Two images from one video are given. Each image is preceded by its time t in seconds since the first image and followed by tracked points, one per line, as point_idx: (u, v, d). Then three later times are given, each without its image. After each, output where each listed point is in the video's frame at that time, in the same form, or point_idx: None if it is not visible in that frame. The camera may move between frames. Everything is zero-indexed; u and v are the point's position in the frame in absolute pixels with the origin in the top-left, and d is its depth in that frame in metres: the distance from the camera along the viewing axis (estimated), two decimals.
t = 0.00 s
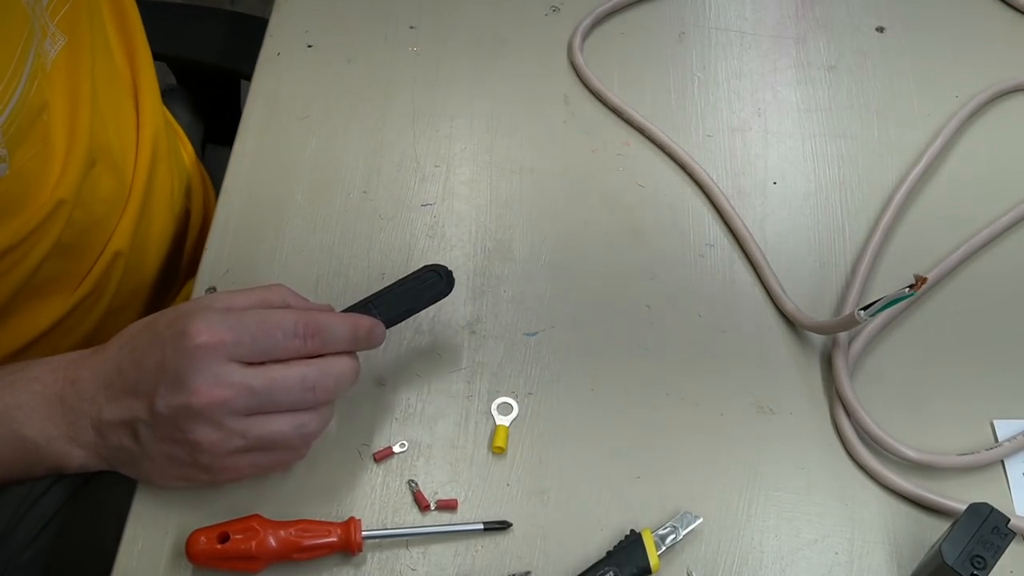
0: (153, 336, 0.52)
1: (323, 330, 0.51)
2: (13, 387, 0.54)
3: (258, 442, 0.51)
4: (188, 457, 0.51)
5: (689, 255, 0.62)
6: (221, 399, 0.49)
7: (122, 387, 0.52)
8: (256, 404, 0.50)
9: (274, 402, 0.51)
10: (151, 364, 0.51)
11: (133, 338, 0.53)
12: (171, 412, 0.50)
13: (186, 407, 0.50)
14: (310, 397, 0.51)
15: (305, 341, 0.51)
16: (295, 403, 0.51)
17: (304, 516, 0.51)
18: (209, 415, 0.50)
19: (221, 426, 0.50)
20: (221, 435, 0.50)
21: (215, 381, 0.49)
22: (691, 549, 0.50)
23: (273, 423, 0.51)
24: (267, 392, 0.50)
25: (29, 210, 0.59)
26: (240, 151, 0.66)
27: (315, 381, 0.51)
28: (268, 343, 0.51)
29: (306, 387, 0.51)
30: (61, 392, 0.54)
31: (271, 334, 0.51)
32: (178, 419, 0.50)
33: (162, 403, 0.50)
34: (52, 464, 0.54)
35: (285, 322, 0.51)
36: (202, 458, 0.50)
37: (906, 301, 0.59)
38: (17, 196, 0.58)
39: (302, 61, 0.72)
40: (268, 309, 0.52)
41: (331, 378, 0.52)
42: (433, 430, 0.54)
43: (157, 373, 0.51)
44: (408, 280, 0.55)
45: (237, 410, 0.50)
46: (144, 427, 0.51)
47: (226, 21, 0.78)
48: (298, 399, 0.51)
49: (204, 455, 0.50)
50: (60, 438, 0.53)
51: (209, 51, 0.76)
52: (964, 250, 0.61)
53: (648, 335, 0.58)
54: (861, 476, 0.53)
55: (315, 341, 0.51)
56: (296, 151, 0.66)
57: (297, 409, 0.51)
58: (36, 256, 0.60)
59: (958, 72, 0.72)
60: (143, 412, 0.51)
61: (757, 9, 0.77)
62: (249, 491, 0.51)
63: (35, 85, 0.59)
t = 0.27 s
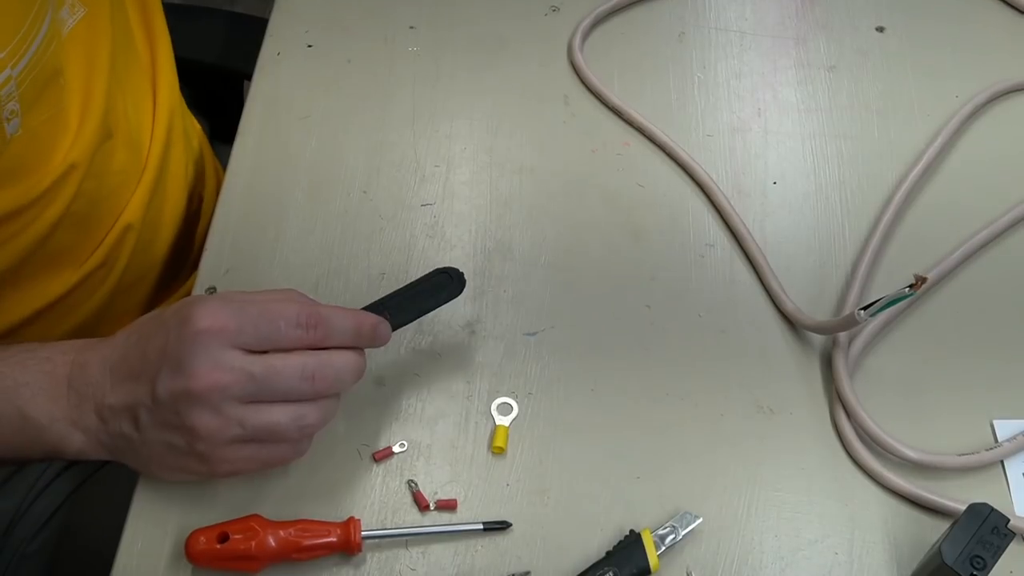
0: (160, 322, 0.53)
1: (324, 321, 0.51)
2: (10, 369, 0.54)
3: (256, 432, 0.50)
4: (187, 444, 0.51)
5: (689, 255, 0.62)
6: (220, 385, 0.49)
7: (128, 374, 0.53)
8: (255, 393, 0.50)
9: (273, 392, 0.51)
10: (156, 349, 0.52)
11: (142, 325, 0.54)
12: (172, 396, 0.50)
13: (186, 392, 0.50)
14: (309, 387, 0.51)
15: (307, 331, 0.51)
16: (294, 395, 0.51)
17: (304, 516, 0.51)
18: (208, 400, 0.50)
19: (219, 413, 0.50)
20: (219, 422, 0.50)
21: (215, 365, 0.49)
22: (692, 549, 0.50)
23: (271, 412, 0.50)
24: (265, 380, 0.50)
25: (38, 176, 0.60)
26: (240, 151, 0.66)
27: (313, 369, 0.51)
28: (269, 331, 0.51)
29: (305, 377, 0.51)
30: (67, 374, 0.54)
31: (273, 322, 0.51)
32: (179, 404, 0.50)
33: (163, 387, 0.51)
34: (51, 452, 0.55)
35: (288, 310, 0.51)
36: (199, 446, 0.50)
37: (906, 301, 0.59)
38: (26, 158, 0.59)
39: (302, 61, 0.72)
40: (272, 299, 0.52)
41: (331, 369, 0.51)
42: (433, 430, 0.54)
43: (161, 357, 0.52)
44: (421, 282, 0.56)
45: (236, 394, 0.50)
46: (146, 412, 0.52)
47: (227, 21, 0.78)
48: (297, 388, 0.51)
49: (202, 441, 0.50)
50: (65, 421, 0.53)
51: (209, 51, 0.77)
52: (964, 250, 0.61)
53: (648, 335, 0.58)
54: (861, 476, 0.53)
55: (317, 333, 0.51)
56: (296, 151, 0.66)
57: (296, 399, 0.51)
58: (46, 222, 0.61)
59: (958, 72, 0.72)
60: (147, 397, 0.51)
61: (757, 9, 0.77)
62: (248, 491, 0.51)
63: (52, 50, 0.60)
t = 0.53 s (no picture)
0: (207, 152, 0.54)
1: (361, 89, 0.55)
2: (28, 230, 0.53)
3: (332, 199, 0.55)
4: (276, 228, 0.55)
5: (689, 255, 0.62)
6: (292, 160, 0.53)
7: (193, 178, 0.54)
8: (325, 159, 0.54)
9: (339, 156, 0.54)
10: (217, 152, 0.53)
11: (186, 145, 0.55)
12: (249, 182, 0.53)
13: (261, 174, 0.52)
14: (344, 198, 0.56)
15: (348, 97, 0.54)
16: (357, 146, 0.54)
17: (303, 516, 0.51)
18: (286, 178, 0.53)
19: (298, 187, 0.53)
20: (301, 196, 0.54)
21: (283, 142, 0.53)
22: (691, 549, 0.50)
23: (342, 176, 0.55)
24: (327, 146, 0.53)
25: (49, 136, 0.59)
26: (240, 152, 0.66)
27: (370, 128, 0.54)
28: (320, 104, 0.54)
29: (362, 135, 0.54)
30: (76, 231, 0.53)
31: (320, 96, 0.54)
32: (258, 186, 0.53)
33: (237, 177, 0.53)
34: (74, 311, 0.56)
35: (328, 87, 0.54)
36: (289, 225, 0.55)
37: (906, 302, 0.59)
38: (27, 122, 0.57)
39: (301, 61, 0.72)
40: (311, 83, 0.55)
41: (382, 121, 0.55)
42: (432, 430, 0.54)
43: (224, 153, 0.53)
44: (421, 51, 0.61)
45: (293, 166, 0.53)
46: (226, 210, 0.54)
47: (227, 22, 0.79)
48: (360, 150, 0.54)
49: (293, 220, 0.55)
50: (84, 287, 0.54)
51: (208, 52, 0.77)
52: (964, 250, 0.61)
53: (648, 335, 0.58)
54: (861, 476, 0.53)
55: (354, 98, 0.54)
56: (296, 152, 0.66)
57: (332, 205, 0.56)
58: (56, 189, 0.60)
59: (958, 72, 0.72)
60: (220, 193, 0.53)
61: (757, 9, 0.77)
62: (247, 490, 0.51)
63: (53, 12, 0.59)
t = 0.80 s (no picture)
0: (240, 18, 0.64)
1: None
2: (74, 139, 0.58)
3: (360, 31, 0.66)
4: (316, 69, 0.65)
5: (689, 255, 0.62)
6: None
7: (235, 49, 0.64)
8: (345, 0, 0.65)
9: None
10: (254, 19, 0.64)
11: (217, 31, 0.65)
12: (289, 29, 0.63)
13: (301, 17, 0.63)
14: (339, 69, 0.66)
15: None
16: None
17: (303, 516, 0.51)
18: (319, 16, 0.64)
19: (332, 25, 0.65)
20: (335, 31, 0.65)
21: None
22: (692, 550, 0.50)
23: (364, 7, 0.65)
24: None
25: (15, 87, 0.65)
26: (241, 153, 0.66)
27: None
28: None
29: None
30: (132, 118, 0.60)
31: None
32: (296, 26, 0.63)
33: (280, 30, 0.63)
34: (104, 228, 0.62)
35: None
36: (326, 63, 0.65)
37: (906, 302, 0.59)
38: None
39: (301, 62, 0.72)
40: None
41: (378, 13, 0.66)
42: (432, 430, 0.54)
43: (262, 12, 0.64)
44: None
45: (321, 7, 0.64)
46: (270, 62, 0.64)
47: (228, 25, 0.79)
48: None
49: (328, 54, 0.65)
50: (112, 203, 0.60)
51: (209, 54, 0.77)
52: (964, 250, 0.61)
53: (648, 335, 0.58)
54: (861, 477, 0.53)
55: None
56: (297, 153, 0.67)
57: (327, 73, 0.66)
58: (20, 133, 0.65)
59: (958, 72, 0.72)
60: (265, 49, 0.64)
61: (757, 9, 0.77)
62: (247, 490, 0.51)
63: None
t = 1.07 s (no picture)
0: (221, 42, 0.65)
1: None
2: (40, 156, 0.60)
3: (340, 66, 0.66)
4: (292, 100, 0.65)
5: (689, 255, 0.62)
6: (304, 31, 0.64)
7: (213, 75, 0.64)
8: (326, 34, 0.65)
9: (338, 30, 0.66)
10: (234, 44, 0.64)
11: (198, 52, 0.65)
12: (267, 60, 0.64)
13: (280, 48, 0.64)
14: (317, 103, 0.66)
15: None
16: (354, 27, 0.66)
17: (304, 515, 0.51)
18: (298, 48, 0.64)
19: (311, 59, 0.65)
20: (314, 65, 0.65)
21: None
22: (692, 550, 0.50)
23: (346, 43, 0.66)
24: None
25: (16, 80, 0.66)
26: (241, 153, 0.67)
27: None
28: None
29: None
30: (101, 138, 0.62)
31: None
32: (279, 59, 0.64)
33: (257, 60, 0.64)
34: (59, 244, 0.64)
35: None
36: (304, 94, 0.65)
37: (906, 302, 0.59)
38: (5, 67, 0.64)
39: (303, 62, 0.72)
40: None
41: (360, 47, 0.66)
42: (432, 431, 0.54)
43: (242, 42, 0.64)
44: None
45: (301, 39, 0.64)
46: (247, 90, 0.64)
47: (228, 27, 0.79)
48: None
49: (306, 88, 0.65)
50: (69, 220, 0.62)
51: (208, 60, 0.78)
52: (964, 250, 0.61)
53: (648, 335, 0.58)
54: (862, 476, 0.53)
55: None
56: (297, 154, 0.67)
57: (304, 106, 0.65)
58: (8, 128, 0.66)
59: (958, 72, 0.72)
60: (242, 78, 0.64)
61: (756, 9, 0.77)
62: (247, 490, 0.51)
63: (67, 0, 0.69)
